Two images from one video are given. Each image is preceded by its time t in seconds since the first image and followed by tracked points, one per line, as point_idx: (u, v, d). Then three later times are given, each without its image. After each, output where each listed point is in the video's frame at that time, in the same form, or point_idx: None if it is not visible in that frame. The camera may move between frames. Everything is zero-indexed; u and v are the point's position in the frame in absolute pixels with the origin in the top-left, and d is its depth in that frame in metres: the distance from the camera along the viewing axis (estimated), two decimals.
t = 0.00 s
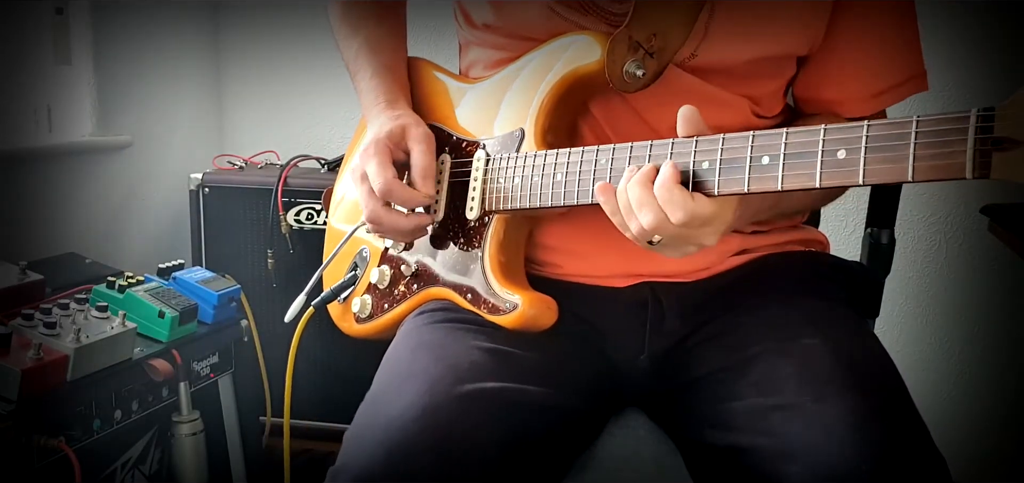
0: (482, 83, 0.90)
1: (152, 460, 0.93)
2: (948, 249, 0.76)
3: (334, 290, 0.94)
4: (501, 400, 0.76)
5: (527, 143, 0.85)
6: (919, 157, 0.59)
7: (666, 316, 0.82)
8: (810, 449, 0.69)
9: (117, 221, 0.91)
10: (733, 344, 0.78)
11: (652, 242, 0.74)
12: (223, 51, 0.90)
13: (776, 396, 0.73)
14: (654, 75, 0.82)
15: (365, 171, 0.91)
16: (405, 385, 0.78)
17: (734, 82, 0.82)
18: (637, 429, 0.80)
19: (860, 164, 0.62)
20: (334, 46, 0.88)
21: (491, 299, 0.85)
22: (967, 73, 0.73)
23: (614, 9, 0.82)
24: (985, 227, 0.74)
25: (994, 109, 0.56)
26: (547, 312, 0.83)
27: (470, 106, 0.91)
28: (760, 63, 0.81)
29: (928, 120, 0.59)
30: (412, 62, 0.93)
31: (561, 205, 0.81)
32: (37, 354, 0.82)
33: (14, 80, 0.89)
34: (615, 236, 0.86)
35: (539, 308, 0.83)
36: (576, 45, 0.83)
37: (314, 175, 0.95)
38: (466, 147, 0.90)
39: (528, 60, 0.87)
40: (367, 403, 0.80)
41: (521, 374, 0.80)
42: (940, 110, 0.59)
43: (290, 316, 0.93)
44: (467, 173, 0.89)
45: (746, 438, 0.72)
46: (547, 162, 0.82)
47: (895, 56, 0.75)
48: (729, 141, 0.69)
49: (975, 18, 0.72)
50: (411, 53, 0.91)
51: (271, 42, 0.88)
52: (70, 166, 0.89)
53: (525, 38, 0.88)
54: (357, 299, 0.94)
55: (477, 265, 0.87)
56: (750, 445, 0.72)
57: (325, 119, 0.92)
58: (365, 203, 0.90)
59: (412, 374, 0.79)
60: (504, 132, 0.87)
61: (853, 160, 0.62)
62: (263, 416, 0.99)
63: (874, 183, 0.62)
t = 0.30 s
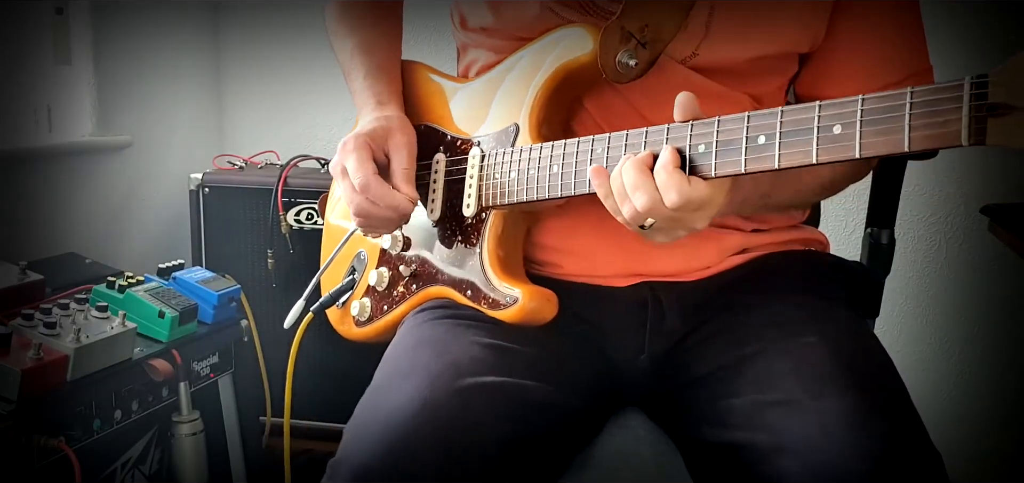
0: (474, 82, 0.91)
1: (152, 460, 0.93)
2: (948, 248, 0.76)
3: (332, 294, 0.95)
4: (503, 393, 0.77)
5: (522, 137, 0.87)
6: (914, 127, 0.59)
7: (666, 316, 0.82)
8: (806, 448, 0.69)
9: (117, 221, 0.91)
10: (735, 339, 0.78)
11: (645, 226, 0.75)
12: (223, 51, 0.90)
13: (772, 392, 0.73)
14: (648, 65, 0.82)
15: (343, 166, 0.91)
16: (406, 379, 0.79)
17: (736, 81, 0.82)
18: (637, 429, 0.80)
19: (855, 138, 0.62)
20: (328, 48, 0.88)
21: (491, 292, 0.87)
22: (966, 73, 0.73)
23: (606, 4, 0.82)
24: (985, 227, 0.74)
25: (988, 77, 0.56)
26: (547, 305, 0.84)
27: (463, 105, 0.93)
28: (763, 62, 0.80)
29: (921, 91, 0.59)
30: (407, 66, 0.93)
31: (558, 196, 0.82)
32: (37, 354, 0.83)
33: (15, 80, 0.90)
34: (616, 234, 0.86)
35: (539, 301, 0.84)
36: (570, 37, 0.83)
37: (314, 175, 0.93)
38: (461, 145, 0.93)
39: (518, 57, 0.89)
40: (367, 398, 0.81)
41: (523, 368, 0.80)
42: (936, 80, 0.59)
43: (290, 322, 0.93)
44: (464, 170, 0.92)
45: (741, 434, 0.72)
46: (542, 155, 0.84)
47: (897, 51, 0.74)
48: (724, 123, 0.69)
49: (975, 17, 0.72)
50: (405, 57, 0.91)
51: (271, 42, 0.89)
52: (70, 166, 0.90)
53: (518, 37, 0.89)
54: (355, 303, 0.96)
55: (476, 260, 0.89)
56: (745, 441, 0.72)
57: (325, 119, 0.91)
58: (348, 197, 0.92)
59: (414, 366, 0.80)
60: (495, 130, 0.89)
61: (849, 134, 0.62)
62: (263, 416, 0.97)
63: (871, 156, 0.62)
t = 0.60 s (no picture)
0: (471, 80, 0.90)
1: (152, 460, 0.93)
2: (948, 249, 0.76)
3: (328, 299, 0.95)
4: (501, 387, 0.78)
5: (518, 134, 0.87)
6: (912, 108, 0.59)
7: (666, 315, 0.81)
8: (802, 448, 0.70)
9: (117, 221, 0.91)
10: (728, 342, 0.77)
11: (646, 218, 0.75)
12: (223, 50, 0.90)
13: (768, 398, 0.72)
14: (641, 59, 0.82)
15: (336, 170, 0.91)
16: (407, 373, 0.80)
17: (736, 82, 0.81)
18: (637, 430, 0.80)
19: (853, 122, 0.61)
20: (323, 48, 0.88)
21: (490, 288, 0.86)
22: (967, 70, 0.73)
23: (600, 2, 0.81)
24: (985, 227, 0.74)
25: (984, 56, 0.55)
26: (548, 299, 0.83)
27: (458, 103, 0.92)
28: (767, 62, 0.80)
29: (918, 72, 0.58)
30: (398, 68, 0.91)
31: (554, 191, 0.82)
32: (37, 354, 0.83)
33: (14, 80, 0.90)
34: (615, 231, 0.85)
35: (540, 297, 0.83)
36: (561, 33, 0.83)
37: (314, 175, 0.92)
38: (455, 145, 0.93)
39: (511, 55, 0.88)
40: (368, 391, 0.82)
41: (524, 364, 0.80)
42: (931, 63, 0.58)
43: (286, 327, 0.93)
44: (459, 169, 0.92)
45: (738, 439, 0.72)
46: (539, 151, 0.83)
47: (902, 53, 0.73)
48: (721, 113, 0.69)
49: (975, 17, 0.72)
50: (396, 58, 0.90)
51: (272, 41, 0.89)
52: (71, 164, 0.90)
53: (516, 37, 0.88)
54: (353, 305, 0.96)
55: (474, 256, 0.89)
56: (739, 446, 0.72)
57: (325, 117, 0.91)
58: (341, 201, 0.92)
59: (415, 360, 0.81)
60: (487, 128, 0.90)
61: (847, 118, 0.61)
62: (263, 416, 0.97)
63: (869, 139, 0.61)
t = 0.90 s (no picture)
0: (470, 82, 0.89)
1: (152, 460, 0.93)
2: (947, 250, 0.77)
3: (330, 298, 0.93)
4: (500, 386, 0.77)
5: (519, 134, 0.85)
6: (912, 104, 0.59)
7: (665, 314, 0.81)
8: (802, 448, 0.69)
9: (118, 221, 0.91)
10: (730, 341, 0.77)
11: (647, 217, 0.74)
12: (223, 49, 0.90)
13: (768, 397, 0.72)
14: (642, 60, 0.82)
15: (345, 173, 0.89)
16: (406, 371, 0.79)
17: (732, 83, 0.80)
18: (637, 430, 0.80)
19: (854, 119, 0.61)
20: (323, 49, 0.89)
21: (491, 288, 0.85)
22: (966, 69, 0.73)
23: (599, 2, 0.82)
24: (985, 227, 0.76)
25: (983, 52, 0.56)
26: (548, 299, 0.82)
27: (460, 104, 0.90)
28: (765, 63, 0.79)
29: (917, 69, 0.58)
30: (401, 71, 0.91)
31: (556, 190, 0.81)
32: (37, 353, 0.82)
33: (14, 79, 0.89)
34: (614, 232, 0.85)
35: (540, 295, 0.82)
36: (565, 33, 0.83)
37: (314, 175, 0.91)
38: (458, 145, 0.90)
39: (512, 57, 0.87)
40: (368, 390, 0.81)
41: (524, 364, 0.80)
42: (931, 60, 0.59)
43: (286, 327, 0.94)
44: (461, 169, 0.90)
45: (737, 439, 0.72)
46: (541, 151, 0.82)
47: (895, 44, 0.75)
48: (722, 111, 0.68)
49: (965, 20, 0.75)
50: (400, 60, 0.90)
51: (274, 41, 0.89)
52: (72, 164, 0.90)
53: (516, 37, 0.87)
54: (353, 305, 0.94)
55: (476, 257, 0.87)
56: (739, 446, 0.72)
57: (325, 117, 0.90)
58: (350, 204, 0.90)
59: (414, 359, 0.80)
60: (491, 127, 0.88)
61: (848, 115, 0.61)
62: (263, 416, 0.97)
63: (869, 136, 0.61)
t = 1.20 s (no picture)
0: (470, 83, 0.89)
1: (152, 460, 0.93)
2: (948, 250, 0.77)
3: (330, 300, 0.93)
4: (498, 384, 0.77)
5: (518, 131, 0.84)
6: (904, 91, 0.58)
7: (663, 311, 0.81)
8: (801, 446, 0.69)
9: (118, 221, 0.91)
10: (729, 340, 0.77)
11: (643, 211, 0.73)
12: (223, 49, 0.90)
13: (766, 394, 0.72)
14: (641, 58, 0.81)
15: (356, 173, 0.90)
16: (404, 368, 0.79)
17: (727, 83, 0.81)
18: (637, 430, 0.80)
19: (847, 107, 0.61)
20: (323, 49, 0.89)
21: (489, 284, 0.84)
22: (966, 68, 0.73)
23: (596, 2, 0.82)
24: (985, 227, 0.76)
25: (974, 37, 0.55)
26: (545, 296, 0.82)
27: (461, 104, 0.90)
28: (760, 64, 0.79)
29: (909, 55, 0.58)
30: (402, 73, 0.91)
31: (554, 186, 0.81)
32: (37, 353, 0.82)
33: (14, 79, 0.90)
34: (613, 229, 0.85)
35: (538, 293, 0.82)
36: (563, 32, 0.83)
37: (314, 175, 0.91)
38: (457, 144, 0.90)
39: (512, 57, 0.87)
40: (368, 385, 0.81)
41: (522, 361, 0.80)
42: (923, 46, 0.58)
43: (286, 327, 0.94)
44: (460, 168, 0.89)
45: (736, 438, 0.72)
46: (539, 147, 0.82)
47: (893, 44, 0.74)
48: (718, 101, 0.68)
49: (964, 21, 0.75)
50: (401, 62, 0.91)
51: (272, 42, 0.89)
52: (73, 164, 0.90)
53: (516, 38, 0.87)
54: (353, 305, 0.93)
55: (474, 256, 0.86)
56: (737, 445, 0.72)
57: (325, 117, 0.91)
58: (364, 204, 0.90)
59: (413, 356, 0.80)
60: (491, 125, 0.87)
61: (841, 103, 0.61)
62: (263, 416, 0.97)
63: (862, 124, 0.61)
